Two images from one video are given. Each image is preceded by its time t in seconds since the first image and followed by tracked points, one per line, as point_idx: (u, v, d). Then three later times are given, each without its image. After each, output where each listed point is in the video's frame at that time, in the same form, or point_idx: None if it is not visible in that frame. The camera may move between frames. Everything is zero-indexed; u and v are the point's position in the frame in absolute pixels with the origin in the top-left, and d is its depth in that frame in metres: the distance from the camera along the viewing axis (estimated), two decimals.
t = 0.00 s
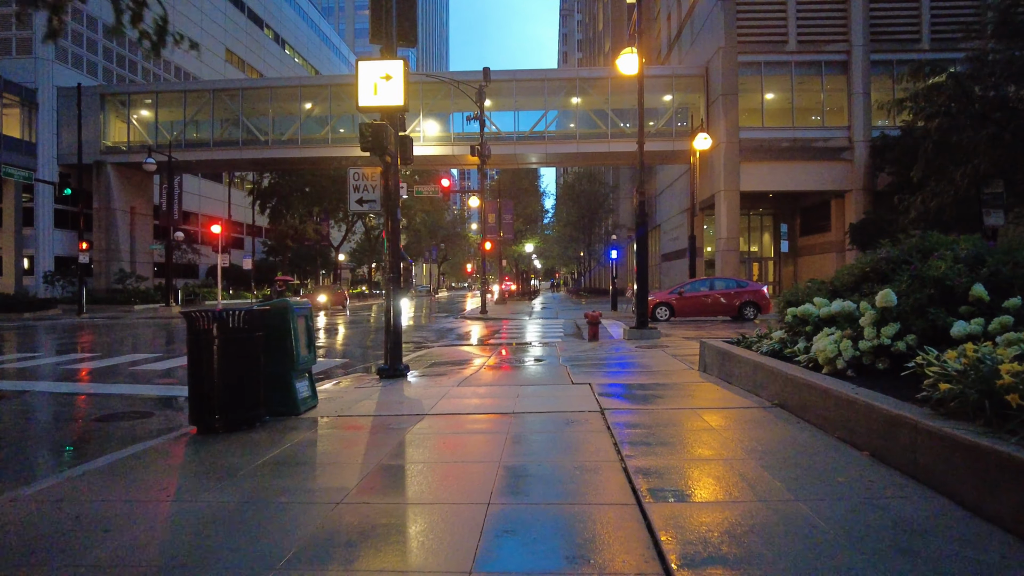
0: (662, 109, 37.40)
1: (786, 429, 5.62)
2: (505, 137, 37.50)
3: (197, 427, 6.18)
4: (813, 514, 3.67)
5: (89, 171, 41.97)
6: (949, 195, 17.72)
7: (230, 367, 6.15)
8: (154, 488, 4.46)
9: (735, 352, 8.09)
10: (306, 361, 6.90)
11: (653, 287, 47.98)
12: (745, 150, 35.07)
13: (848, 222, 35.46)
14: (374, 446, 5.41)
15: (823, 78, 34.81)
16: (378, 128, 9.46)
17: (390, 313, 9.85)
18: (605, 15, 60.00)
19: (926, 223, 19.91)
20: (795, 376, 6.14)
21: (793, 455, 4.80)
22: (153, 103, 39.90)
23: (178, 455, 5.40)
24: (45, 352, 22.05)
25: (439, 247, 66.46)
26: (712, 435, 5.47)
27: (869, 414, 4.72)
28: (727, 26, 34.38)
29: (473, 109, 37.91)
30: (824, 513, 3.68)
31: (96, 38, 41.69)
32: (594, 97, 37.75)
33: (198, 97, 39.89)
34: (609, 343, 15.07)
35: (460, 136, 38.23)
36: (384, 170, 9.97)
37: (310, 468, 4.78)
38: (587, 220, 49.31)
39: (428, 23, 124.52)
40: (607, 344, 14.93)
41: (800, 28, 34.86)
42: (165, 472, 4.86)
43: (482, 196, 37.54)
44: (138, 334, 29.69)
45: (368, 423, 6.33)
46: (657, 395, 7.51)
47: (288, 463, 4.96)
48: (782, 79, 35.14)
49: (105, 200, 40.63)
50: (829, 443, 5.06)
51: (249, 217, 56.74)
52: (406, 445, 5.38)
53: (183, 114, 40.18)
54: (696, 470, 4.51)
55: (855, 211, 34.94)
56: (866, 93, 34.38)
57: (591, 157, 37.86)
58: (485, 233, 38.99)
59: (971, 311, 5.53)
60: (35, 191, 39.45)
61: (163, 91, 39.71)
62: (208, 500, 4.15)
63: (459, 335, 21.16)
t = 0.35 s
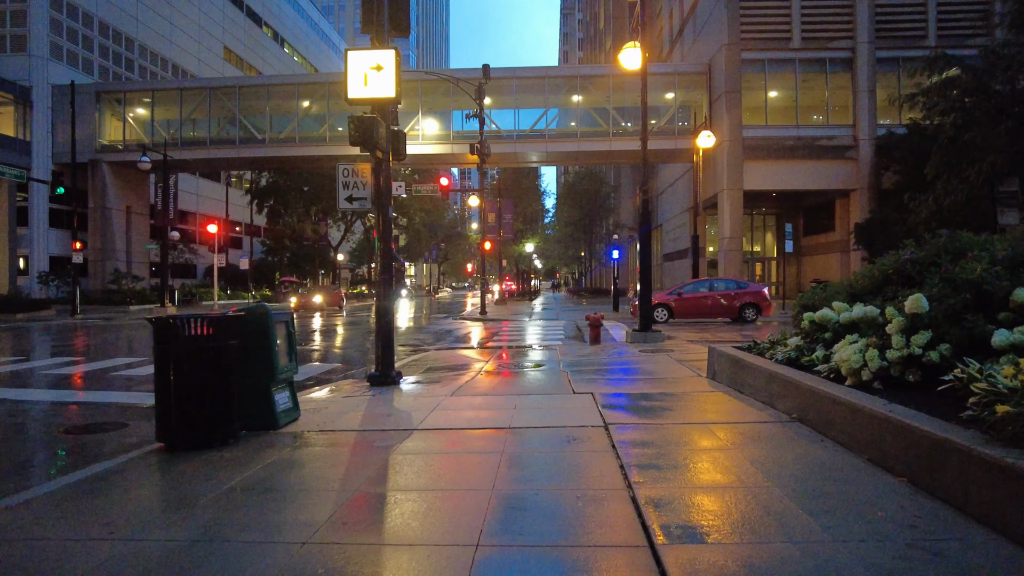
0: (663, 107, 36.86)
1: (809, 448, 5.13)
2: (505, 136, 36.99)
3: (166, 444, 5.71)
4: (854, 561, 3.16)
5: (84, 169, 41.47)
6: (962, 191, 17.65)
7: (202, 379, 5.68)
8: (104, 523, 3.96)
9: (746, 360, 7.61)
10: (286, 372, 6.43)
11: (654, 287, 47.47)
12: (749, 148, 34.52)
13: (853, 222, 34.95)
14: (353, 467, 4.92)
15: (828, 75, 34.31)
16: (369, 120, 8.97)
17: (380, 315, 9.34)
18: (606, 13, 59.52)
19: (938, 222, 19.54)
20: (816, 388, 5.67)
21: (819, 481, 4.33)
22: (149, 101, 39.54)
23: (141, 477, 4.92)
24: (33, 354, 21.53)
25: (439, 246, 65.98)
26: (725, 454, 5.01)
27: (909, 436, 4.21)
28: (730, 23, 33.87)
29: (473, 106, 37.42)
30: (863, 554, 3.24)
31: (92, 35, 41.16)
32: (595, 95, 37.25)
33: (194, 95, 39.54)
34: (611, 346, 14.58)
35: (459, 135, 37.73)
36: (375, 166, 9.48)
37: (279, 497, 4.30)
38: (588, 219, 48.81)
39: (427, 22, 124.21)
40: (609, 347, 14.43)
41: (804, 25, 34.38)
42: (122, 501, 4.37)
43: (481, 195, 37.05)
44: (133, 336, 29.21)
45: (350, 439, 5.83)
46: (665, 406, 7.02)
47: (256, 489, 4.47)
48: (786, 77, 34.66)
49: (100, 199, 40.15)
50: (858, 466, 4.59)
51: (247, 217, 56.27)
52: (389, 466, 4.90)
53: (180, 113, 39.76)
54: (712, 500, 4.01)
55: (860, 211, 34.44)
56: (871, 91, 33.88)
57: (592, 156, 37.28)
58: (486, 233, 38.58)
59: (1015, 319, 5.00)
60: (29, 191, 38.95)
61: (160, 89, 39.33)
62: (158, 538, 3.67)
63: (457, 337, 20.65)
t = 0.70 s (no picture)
0: (664, 104, 36.26)
1: (832, 464, 4.61)
2: (504, 134, 36.42)
3: (119, 459, 5.12)
4: None
5: (78, 168, 40.92)
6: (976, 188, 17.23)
7: (159, 385, 5.13)
8: (25, 560, 3.41)
9: (757, 365, 7.07)
10: (256, 378, 5.89)
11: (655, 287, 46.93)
12: (751, 146, 33.97)
13: (857, 221, 34.41)
14: (320, 490, 4.38)
15: (831, 72, 33.77)
16: (355, 107, 8.46)
17: (367, 316, 8.78)
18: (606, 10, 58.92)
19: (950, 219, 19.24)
20: (838, 397, 5.13)
21: (853, 508, 3.78)
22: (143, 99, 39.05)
23: (83, 502, 4.36)
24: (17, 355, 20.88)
25: (438, 246, 65.46)
26: (741, 473, 4.46)
27: (958, 457, 3.65)
28: (732, 18, 33.30)
29: (472, 104, 36.84)
30: None
31: (85, 32, 40.59)
32: (595, 92, 36.68)
33: (190, 93, 39.03)
34: (612, 348, 14.03)
35: (458, 132, 37.13)
36: (361, 157, 8.96)
37: (231, 527, 3.76)
38: (587, 218, 48.28)
39: (427, 21, 123.74)
40: (609, 349, 13.88)
41: (807, 21, 33.87)
42: (52, 531, 3.81)
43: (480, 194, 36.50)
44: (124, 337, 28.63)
45: (321, 454, 5.29)
46: (670, 414, 6.48)
47: (207, 517, 3.94)
48: (789, 73, 34.10)
49: (94, 197, 39.60)
50: (891, 487, 4.07)
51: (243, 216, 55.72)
52: (361, 488, 4.36)
53: (174, 111, 39.26)
54: (725, 532, 3.48)
55: (864, 210, 33.88)
56: (875, 88, 33.34)
57: (591, 154, 36.67)
58: (481, 232, 37.61)
59: None
60: (21, 189, 38.37)
61: (154, 86, 38.83)
62: None
63: (453, 338, 20.13)
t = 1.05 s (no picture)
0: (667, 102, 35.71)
1: (867, 490, 4.10)
2: (504, 132, 35.88)
3: (67, 481, 4.58)
4: None
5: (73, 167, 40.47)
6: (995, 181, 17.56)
7: (111, 399, 4.58)
8: None
9: (771, 371, 6.55)
10: (226, 389, 5.41)
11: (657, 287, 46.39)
12: (755, 143, 33.43)
13: (862, 220, 33.87)
14: (285, 519, 3.87)
15: (836, 68, 33.19)
16: (340, 97, 7.95)
17: (354, 318, 8.32)
18: (608, 8, 58.35)
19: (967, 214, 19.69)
20: (869, 410, 4.63)
21: (900, 548, 3.26)
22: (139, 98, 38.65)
23: (16, 535, 3.83)
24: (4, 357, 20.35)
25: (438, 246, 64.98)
26: (765, 501, 3.94)
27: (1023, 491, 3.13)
28: (735, 14, 32.77)
29: (472, 102, 36.30)
30: None
31: (81, 30, 40.12)
32: (596, 90, 36.15)
33: (186, 92, 38.59)
34: (614, 351, 13.52)
35: (457, 130, 36.55)
36: (349, 150, 8.46)
37: (177, 570, 3.26)
38: (589, 217, 47.76)
39: (427, 21, 123.32)
40: (611, 352, 13.36)
41: (811, 17, 33.35)
42: None
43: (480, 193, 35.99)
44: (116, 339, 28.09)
45: (294, 473, 4.80)
46: (677, 426, 5.96)
47: (152, 557, 3.42)
48: (793, 70, 33.56)
49: (89, 197, 39.11)
50: (939, 522, 3.54)
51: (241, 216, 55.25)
52: (332, 518, 3.85)
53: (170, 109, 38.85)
54: None
55: (870, 209, 33.33)
56: (881, 85, 32.78)
57: (593, 152, 36.14)
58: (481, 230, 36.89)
59: None
60: (16, 189, 37.88)
61: (150, 84, 38.34)
62: None
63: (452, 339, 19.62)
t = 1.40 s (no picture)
0: (669, 99, 35.14)
1: (915, 525, 3.55)
2: (504, 130, 35.30)
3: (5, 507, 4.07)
4: None
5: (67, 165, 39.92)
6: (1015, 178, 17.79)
7: (51, 416, 4.04)
8: None
9: (791, 381, 6.01)
10: (192, 403, 4.88)
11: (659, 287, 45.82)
12: (759, 141, 32.86)
13: (868, 219, 33.31)
14: (241, 564, 3.32)
15: (841, 65, 32.64)
16: (326, 84, 7.43)
17: (340, 320, 7.80)
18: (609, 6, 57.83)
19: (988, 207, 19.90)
20: (910, 429, 4.10)
21: None
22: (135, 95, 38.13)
23: None
24: None
25: (438, 245, 64.45)
26: (799, 542, 3.39)
27: None
28: (739, 10, 32.21)
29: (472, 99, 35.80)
30: None
31: (76, 26, 39.57)
32: (598, 87, 35.60)
33: (181, 89, 38.05)
34: (617, 354, 12.99)
35: (457, 128, 35.98)
36: (337, 143, 7.95)
37: None
38: (590, 217, 47.22)
39: (427, 20, 122.84)
40: (614, 355, 12.82)
41: (816, 13, 32.79)
42: None
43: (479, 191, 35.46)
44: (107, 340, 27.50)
45: (260, 501, 4.25)
46: (687, 442, 5.42)
47: None
48: (797, 67, 33.04)
49: (84, 195, 38.54)
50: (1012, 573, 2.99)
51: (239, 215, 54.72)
52: (295, 562, 3.30)
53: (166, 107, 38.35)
54: None
55: (876, 208, 32.75)
56: (887, 82, 32.20)
57: (595, 150, 35.59)
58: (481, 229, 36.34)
59: None
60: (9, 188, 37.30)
61: (145, 81, 37.81)
62: None
63: (449, 342, 19.10)
